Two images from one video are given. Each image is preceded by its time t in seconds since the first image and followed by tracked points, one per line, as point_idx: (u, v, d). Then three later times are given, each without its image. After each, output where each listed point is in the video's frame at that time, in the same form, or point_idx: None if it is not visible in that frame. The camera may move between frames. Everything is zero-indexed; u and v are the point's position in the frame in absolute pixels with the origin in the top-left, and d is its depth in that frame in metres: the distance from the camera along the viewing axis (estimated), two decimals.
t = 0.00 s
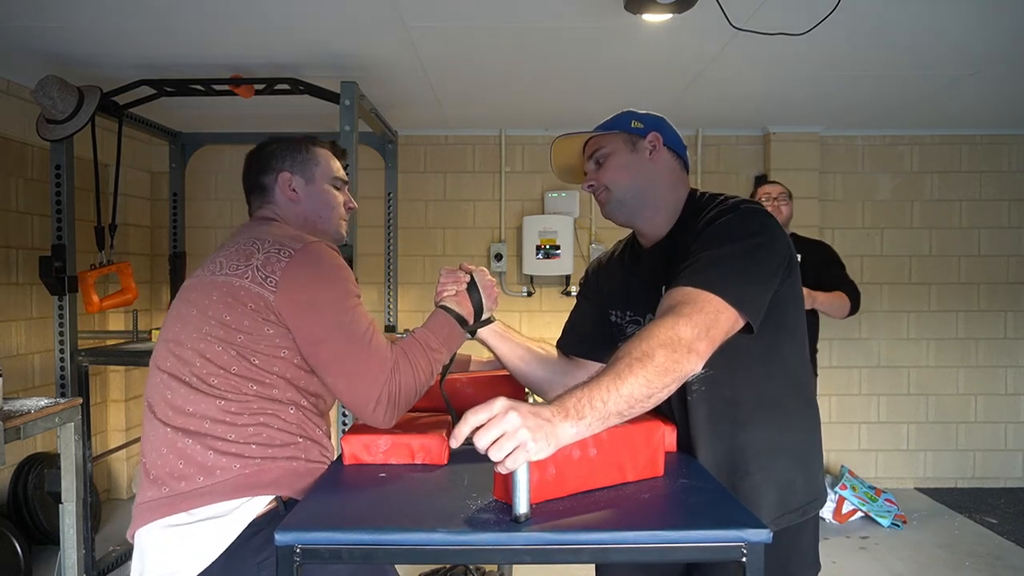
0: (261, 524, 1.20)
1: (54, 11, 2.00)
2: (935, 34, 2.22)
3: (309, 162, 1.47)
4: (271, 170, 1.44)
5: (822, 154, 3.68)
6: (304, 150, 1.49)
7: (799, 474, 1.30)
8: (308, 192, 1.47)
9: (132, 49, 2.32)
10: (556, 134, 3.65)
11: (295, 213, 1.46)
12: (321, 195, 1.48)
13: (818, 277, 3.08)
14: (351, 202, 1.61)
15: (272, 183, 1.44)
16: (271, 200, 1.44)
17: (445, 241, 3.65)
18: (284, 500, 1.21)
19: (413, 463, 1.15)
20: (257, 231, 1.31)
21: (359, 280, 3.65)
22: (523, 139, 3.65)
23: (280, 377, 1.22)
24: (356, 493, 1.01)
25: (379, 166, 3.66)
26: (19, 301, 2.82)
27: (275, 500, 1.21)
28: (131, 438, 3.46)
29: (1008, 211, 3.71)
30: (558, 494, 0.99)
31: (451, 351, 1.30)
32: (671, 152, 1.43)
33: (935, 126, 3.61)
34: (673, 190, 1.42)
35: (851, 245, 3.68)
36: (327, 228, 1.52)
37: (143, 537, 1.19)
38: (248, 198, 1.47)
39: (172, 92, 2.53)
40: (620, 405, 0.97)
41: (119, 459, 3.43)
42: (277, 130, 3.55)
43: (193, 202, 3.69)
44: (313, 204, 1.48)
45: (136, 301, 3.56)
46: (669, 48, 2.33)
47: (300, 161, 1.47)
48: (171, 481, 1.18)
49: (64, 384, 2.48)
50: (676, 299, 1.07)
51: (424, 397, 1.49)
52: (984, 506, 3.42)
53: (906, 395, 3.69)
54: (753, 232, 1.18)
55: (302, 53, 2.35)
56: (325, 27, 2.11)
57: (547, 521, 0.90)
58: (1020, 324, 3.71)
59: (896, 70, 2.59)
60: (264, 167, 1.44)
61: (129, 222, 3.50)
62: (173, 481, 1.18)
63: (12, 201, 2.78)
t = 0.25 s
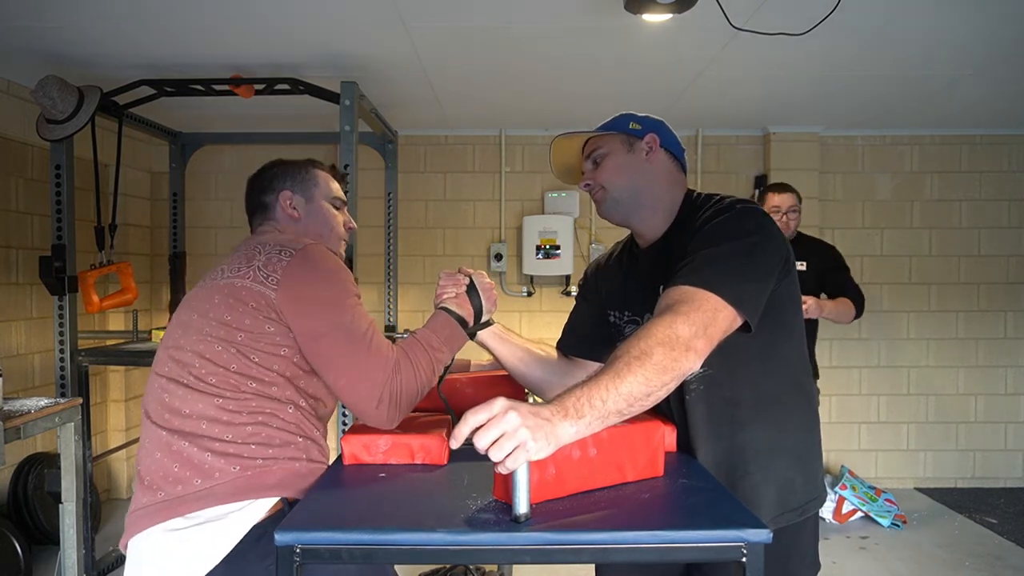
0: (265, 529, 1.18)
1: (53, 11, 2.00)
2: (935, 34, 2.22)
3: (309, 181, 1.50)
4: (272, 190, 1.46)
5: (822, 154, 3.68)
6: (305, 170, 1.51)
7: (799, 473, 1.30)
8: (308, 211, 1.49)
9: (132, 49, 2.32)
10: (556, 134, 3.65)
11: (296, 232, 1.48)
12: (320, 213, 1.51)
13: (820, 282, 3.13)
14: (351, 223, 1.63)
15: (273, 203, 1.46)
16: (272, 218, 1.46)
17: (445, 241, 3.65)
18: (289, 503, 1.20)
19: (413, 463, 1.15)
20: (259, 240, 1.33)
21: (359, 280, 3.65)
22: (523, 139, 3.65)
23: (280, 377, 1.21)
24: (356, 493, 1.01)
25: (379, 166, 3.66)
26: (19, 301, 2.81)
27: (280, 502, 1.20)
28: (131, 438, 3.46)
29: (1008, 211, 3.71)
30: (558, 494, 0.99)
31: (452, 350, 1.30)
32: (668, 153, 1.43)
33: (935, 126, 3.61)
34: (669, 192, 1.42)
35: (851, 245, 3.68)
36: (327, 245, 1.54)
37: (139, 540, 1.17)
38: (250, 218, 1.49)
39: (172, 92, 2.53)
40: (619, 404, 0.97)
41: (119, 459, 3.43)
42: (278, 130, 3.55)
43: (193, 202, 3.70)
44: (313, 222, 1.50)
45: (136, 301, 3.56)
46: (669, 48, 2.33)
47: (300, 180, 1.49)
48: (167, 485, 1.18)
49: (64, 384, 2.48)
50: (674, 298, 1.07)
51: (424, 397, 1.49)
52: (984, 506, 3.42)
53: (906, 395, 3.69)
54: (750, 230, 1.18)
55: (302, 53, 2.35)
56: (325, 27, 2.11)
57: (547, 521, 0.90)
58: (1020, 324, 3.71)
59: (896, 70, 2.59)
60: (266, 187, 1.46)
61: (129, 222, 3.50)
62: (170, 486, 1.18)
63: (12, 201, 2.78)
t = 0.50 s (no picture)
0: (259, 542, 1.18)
1: (53, 11, 1.99)
2: (935, 34, 2.22)
3: (311, 204, 1.52)
4: (274, 213, 1.48)
5: (822, 154, 3.68)
6: (308, 191, 1.52)
7: (799, 474, 1.30)
8: (311, 232, 1.51)
9: (132, 49, 2.32)
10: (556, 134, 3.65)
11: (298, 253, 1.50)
12: (323, 233, 1.52)
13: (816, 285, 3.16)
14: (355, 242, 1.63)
15: (276, 225, 1.48)
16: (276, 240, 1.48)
17: (445, 241, 3.65)
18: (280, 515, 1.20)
19: (412, 463, 1.15)
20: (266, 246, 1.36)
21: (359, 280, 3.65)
22: (523, 139, 3.65)
23: (275, 376, 1.21)
24: (356, 493, 1.01)
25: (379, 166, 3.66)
26: (19, 301, 2.81)
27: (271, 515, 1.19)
28: (130, 438, 3.46)
29: (1008, 211, 3.71)
30: (558, 494, 0.99)
31: (454, 352, 1.30)
32: (672, 153, 1.43)
33: (935, 126, 3.61)
34: (671, 191, 1.42)
35: (851, 245, 3.68)
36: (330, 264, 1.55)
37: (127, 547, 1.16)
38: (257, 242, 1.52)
39: (172, 92, 2.53)
40: (620, 404, 0.97)
41: (119, 459, 3.43)
42: (277, 130, 3.55)
43: (193, 202, 3.70)
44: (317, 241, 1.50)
45: (136, 301, 3.57)
46: (669, 49, 2.33)
47: (302, 203, 1.51)
48: (151, 492, 1.16)
49: (64, 384, 2.48)
50: (674, 298, 1.07)
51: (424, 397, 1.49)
52: (984, 507, 3.42)
53: (906, 395, 3.69)
54: (751, 230, 1.18)
55: (302, 53, 2.34)
56: (325, 27, 2.11)
57: (546, 521, 0.90)
58: (1020, 324, 3.70)
59: (895, 70, 2.59)
60: (268, 210, 1.48)
61: (129, 222, 3.51)
62: (155, 492, 1.16)
63: (12, 201, 2.78)
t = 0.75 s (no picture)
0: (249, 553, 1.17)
1: (53, 11, 1.99)
2: (935, 34, 2.22)
3: (310, 211, 1.52)
4: (273, 223, 1.49)
5: (822, 155, 3.68)
6: (307, 198, 1.53)
7: (799, 474, 1.30)
8: (310, 238, 1.51)
9: (132, 49, 2.32)
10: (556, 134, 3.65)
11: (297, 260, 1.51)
12: (322, 240, 1.52)
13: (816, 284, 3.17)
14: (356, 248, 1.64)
15: (275, 233, 1.49)
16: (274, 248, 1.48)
17: (445, 241, 3.65)
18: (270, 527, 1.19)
19: (412, 463, 1.15)
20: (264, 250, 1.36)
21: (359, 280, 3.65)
22: (523, 139, 3.65)
23: (268, 381, 1.21)
24: (355, 494, 1.01)
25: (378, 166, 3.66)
26: (19, 301, 2.82)
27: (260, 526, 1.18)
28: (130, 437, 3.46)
29: (1008, 211, 3.71)
30: (558, 494, 0.99)
31: (454, 353, 1.30)
32: (673, 152, 1.43)
33: (935, 126, 3.60)
34: (673, 190, 1.42)
35: (851, 245, 3.68)
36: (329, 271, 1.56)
37: (118, 552, 1.14)
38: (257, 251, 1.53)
39: (172, 92, 2.53)
40: (620, 405, 0.97)
41: (119, 459, 3.43)
42: (277, 130, 3.55)
43: (193, 202, 3.70)
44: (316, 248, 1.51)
45: (136, 301, 3.57)
46: (669, 49, 2.33)
47: (300, 210, 1.51)
48: (141, 499, 1.15)
49: (64, 384, 2.48)
50: (674, 300, 1.07)
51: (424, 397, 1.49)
52: (984, 507, 3.42)
53: (906, 395, 3.69)
54: (752, 231, 1.18)
55: (302, 53, 2.34)
56: (325, 27, 2.11)
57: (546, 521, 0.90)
58: (1020, 324, 3.70)
59: (895, 70, 2.59)
60: (267, 218, 1.49)
61: (129, 222, 3.51)
62: (145, 499, 1.15)
63: (12, 201, 2.78)
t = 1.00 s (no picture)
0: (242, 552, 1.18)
1: (53, 11, 1.99)
2: (935, 34, 2.22)
3: (321, 193, 1.51)
4: (283, 200, 1.47)
5: (822, 155, 3.68)
6: (319, 179, 1.52)
7: (799, 474, 1.30)
8: (318, 222, 1.50)
9: (132, 49, 2.32)
10: (556, 134, 3.65)
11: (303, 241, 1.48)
12: (330, 225, 1.51)
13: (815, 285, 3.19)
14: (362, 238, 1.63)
15: (283, 211, 1.47)
16: (281, 228, 1.47)
17: (445, 241, 3.65)
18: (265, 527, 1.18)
19: (413, 463, 1.15)
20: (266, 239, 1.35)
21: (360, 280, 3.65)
22: (523, 139, 3.65)
23: (272, 379, 1.21)
24: (355, 493, 1.01)
25: (378, 167, 3.66)
26: (19, 301, 2.82)
27: (256, 526, 1.18)
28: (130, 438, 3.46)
29: (1008, 211, 3.71)
30: (558, 494, 0.99)
31: (455, 353, 1.30)
32: (678, 151, 1.43)
33: (935, 126, 3.60)
34: (678, 189, 1.42)
35: (851, 245, 3.68)
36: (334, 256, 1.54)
37: (119, 546, 1.15)
38: (263, 228, 1.51)
39: (172, 91, 2.53)
40: (621, 406, 0.97)
41: (119, 459, 3.43)
42: (277, 130, 3.55)
43: (193, 202, 3.70)
44: (324, 233, 1.50)
45: (136, 301, 3.57)
46: (669, 48, 2.33)
47: (312, 191, 1.50)
48: (147, 494, 1.16)
49: (64, 384, 2.48)
50: (677, 300, 1.07)
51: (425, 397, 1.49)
52: (984, 507, 3.42)
53: (906, 395, 3.69)
54: (757, 233, 1.17)
55: (302, 54, 2.34)
56: (325, 27, 2.11)
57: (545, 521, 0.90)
58: (1020, 324, 3.70)
59: (895, 70, 2.59)
60: (278, 195, 1.48)
61: (129, 222, 3.51)
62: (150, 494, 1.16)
63: (12, 201, 2.78)
